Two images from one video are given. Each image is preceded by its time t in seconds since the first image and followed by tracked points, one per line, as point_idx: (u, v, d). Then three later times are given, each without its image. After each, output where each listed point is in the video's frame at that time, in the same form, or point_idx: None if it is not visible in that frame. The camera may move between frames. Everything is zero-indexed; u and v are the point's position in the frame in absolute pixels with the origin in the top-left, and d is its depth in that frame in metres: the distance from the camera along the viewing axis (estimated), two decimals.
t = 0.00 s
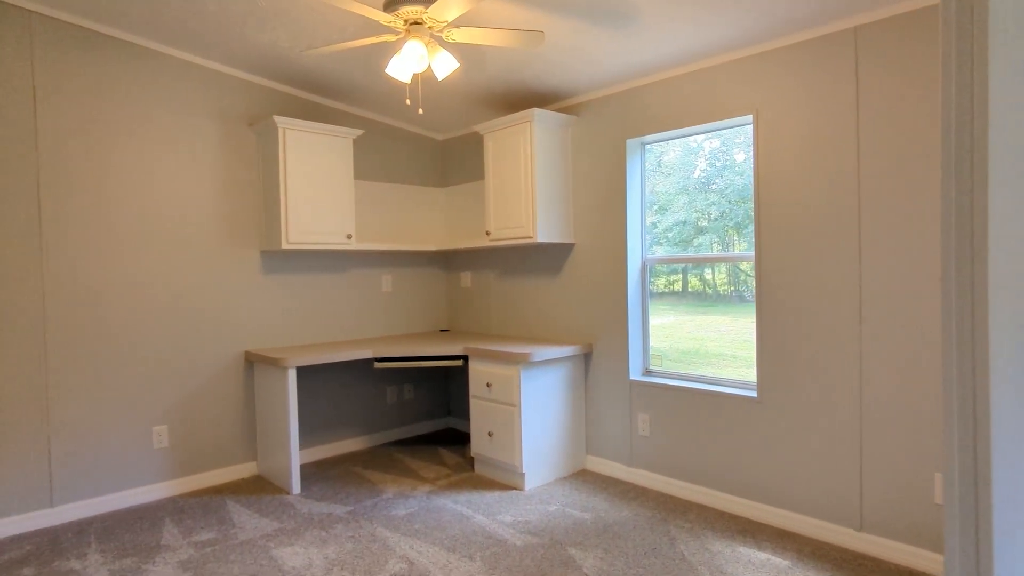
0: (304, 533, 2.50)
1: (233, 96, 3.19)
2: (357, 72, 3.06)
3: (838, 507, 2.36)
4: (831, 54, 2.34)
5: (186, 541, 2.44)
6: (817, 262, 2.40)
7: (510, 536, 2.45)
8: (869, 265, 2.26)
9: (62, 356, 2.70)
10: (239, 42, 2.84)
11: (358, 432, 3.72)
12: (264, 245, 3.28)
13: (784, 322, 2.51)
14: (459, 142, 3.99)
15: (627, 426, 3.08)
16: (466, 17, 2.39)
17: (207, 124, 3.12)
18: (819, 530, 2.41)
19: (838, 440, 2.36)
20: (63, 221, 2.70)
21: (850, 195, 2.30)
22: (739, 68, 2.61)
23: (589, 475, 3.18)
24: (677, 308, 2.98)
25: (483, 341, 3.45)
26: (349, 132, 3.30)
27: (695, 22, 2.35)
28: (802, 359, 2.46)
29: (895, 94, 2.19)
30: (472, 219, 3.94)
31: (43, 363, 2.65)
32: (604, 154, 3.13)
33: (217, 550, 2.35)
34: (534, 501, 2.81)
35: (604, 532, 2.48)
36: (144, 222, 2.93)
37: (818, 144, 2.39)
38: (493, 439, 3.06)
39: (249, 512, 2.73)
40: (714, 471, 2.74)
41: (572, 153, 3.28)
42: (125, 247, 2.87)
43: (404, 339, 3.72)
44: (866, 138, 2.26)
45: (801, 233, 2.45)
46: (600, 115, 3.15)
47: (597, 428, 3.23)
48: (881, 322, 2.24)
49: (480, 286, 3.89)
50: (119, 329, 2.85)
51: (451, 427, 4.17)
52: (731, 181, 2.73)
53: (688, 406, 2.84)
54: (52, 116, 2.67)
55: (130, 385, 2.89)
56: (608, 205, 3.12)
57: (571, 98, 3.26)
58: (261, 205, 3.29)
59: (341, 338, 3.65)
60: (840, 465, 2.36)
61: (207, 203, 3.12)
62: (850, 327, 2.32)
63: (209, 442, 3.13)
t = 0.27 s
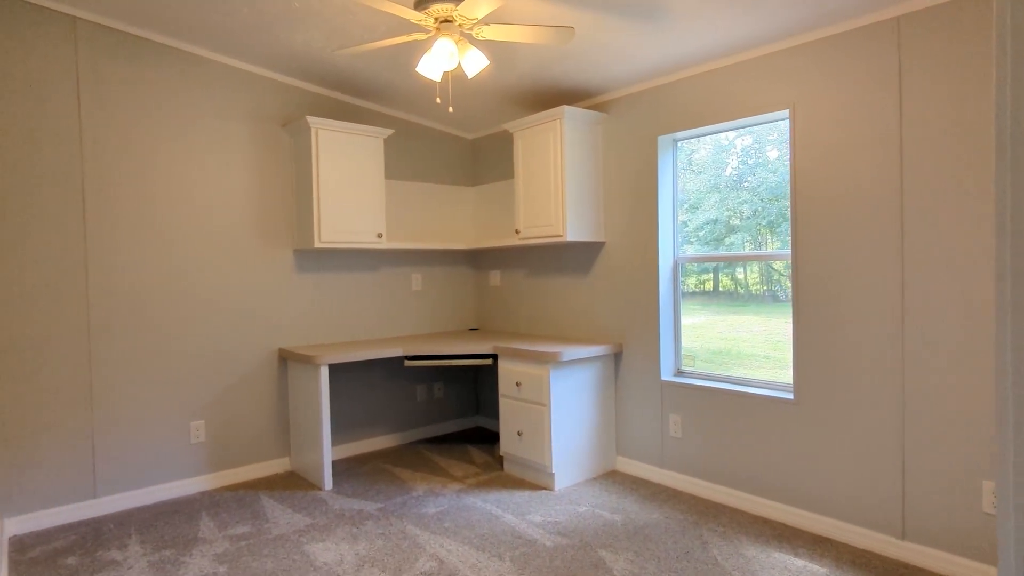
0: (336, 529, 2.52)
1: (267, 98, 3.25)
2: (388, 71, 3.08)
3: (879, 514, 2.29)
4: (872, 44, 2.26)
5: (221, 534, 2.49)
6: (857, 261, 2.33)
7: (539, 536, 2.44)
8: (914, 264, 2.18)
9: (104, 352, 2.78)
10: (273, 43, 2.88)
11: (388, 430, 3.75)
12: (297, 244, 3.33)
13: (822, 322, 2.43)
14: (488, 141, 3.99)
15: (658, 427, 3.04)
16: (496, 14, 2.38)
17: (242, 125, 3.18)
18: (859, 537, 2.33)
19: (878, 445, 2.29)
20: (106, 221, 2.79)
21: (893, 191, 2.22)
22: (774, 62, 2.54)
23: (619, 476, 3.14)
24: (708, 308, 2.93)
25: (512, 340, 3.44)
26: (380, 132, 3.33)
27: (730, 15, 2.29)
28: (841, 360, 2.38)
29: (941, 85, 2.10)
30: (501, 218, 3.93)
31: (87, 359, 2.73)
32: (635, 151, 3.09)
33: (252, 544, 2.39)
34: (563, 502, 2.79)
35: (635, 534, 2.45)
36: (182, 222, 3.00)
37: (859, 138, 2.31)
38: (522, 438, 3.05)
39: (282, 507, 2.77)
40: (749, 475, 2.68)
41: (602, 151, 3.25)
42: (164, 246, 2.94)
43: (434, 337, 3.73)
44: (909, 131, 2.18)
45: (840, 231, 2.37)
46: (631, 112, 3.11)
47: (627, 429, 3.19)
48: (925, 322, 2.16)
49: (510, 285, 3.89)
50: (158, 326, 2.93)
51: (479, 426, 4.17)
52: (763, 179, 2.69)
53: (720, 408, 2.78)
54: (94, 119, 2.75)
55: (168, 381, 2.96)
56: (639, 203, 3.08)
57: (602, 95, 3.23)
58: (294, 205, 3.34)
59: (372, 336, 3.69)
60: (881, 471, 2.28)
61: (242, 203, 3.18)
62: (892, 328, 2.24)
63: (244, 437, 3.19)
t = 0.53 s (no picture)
0: (363, 526, 2.54)
1: (296, 98, 3.28)
2: (415, 69, 3.08)
3: (919, 521, 2.21)
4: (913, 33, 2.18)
5: (251, 529, 2.53)
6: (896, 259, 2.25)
7: (566, 537, 2.41)
8: (957, 262, 2.10)
9: (139, 348, 2.84)
10: (301, 44, 2.91)
11: (415, 428, 3.77)
12: (326, 243, 3.36)
13: (860, 322, 2.36)
14: (514, 138, 3.97)
15: (687, 428, 2.98)
16: (523, 10, 2.36)
17: (272, 125, 3.22)
18: (898, 545, 2.25)
19: (919, 449, 2.21)
20: (141, 221, 2.85)
21: (936, 186, 2.14)
22: (809, 54, 2.47)
23: (647, 478, 3.10)
24: (736, 308, 2.88)
25: (538, 338, 3.42)
26: (407, 130, 3.34)
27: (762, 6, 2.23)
28: (879, 361, 2.31)
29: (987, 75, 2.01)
30: (528, 216, 3.91)
31: (123, 355, 2.80)
32: (664, 147, 3.04)
33: (281, 540, 2.42)
34: (590, 503, 2.76)
35: (663, 537, 2.41)
36: (214, 221, 3.05)
37: (898, 131, 2.23)
38: (549, 438, 3.03)
39: (310, 503, 2.80)
40: (781, 479, 2.62)
41: (630, 147, 3.20)
42: (196, 245, 3.00)
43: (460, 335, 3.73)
44: (953, 123, 2.09)
45: (878, 228, 2.30)
46: (660, 107, 3.06)
47: (655, 430, 3.14)
48: (970, 323, 2.07)
49: (536, 283, 3.87)
50: (191, 323, 2.98)
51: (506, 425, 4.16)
52: (793, 176, 2.62)
53: (751, 409, 2.72)
54: (130, 121, 2.81)
55: (201, 378, 3.02)
56: (668, 200, 3.03)
57: (630, 90, 3.19)
58: (322, 204, 3.38)
59: (399, 334, 3.70)
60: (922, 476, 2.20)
61: (272, 202, 3.22)
62: (934, 329, 2.16)
63: (274, 433, 3.24)
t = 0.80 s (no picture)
0: (380, 524, 2.53)
1: (313, 95, 3.28)
2: (432, 64, 3.06)
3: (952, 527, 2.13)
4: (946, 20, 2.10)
5: (269, 526, 2.53)
6: (928, 255, 2.17)
7: (585, 538, 2.38)
8: (993, 258, 2.02)
9: (160, 346, 2.87)
10: (319, 40, 2.90)
11: (433, 425, 3.76)
12: (343, 240, 3.36)
13: (889, 320, 2.29)
14: (532, 134, 3.93)
15: (709, 428, 2.93)
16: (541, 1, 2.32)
17: (290, 122, 3.22)
18: (929, 550, 2.18)
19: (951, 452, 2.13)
20: (161, 218, 2.87)
21: (971, 179, 2.06)
22: (835, 43, 2.40)
23: (667, 478, 3.05)
24: (756, 305, 2.84)
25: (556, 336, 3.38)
26: (424, 126, 3.32)
27: None
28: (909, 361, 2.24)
29: None
30: (546, 212, 3.87)
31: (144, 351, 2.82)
32: (685, 141, 2.98)
33: (298, 537, 2.42)
34: (610, 503, 2.72)
35: (685, 540, 2.36)
36: (233, 219, 3.06)
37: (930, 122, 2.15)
38: (568, 436, 2.99)
39: (328, 501, 2.80)
40: (806, 481, 2.56)
41: (650, 142, 3.15)
42: (216, 242, 3.01)
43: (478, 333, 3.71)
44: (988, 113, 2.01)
45: (908, 223, 2.22)
46: (681, 100, 3.00)
47: (675, 429, 3.09)
48: (1007, 321, 1.99)
49: (554, 280, 3.83)
50: (211, 320, 3.00)
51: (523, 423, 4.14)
52: (815, 171, 2.57)
53: (774, 409, 2.66)
54: (150, 119, 2.83)
55: (220, 374, 3.03)
56: (689, 196, 2.97)
57: (649, 84, 3.13)
58: (340, 201, 3.37)
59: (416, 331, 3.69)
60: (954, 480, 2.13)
61: (290, 199, 3.23)
62: (968, 327, 2.08)
63: (293, 430, 3.25)
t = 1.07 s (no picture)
0: (372, 527, 2.48)
1: (302, 88, 3.22)
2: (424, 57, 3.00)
3: (951, 526, 2.11)
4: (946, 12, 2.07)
5: (257, 529, 2.48)
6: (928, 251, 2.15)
7: (581, 540, 2.34)
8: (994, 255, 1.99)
9: (145, 345, 2.80)
10: (307, 31, 2.84)
11: (426, 424, 3.72)
12: (334, 237, 3.30)
13: (888, 318, 2.26)
14: (525, 129, 3.89)
15: (704, 427, 2.90)
16: None
17: (279, 116, 3.15)
18: (929, 550, 2.16)
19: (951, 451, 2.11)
20: (147, 215, 2.80)
21: (972, 174, 2.03)
22: (831, 37, 2.37)
23: (663, 477, 3.02)
24: (748, 302, 2.83)
25: (550, 334, 3.34)
26: (416, 121, 3.26)
27: None
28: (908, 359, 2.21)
29: None
30: (540, 208, 3.83)
31: (129, 351, 2.76)
32: (681, 136, 2.94)
33: (287, 541, 2.37)
34: (605, 503, 2.69)
35: (682, 541, 2.33)
36: (221, 215, 3.00)
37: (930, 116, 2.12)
38: (562, 436, 2.95)
39: (319, 503, 2.75)
40: (803, 480, 2.53)
41: (645, 137, 3.11)
42: (203, 239, 2.95)
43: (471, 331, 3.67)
44: (989, 107, 1.98)
45: (907, 219, 2.20)
46: (677, 95, 2.96)
47: (670, 428, 3.06)
48: (1009, 319, 1.97)
49: (548, 277, 3.79)
50: (198, 318, 2.94)
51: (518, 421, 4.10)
52: (807, 168, 2.55)
53: (771, 407, 2.64)
54: (134, 112, 2.76)
55: (208, 374, 2.97)
56: (684, 192, 2.94)
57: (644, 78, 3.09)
58: (330, 196, 3.32)
59: (408, 329, 3.64)
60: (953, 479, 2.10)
61: (279, 195, 3.17)
62: (968, 325, 2.06)
63: (283, 430, 3.19)
